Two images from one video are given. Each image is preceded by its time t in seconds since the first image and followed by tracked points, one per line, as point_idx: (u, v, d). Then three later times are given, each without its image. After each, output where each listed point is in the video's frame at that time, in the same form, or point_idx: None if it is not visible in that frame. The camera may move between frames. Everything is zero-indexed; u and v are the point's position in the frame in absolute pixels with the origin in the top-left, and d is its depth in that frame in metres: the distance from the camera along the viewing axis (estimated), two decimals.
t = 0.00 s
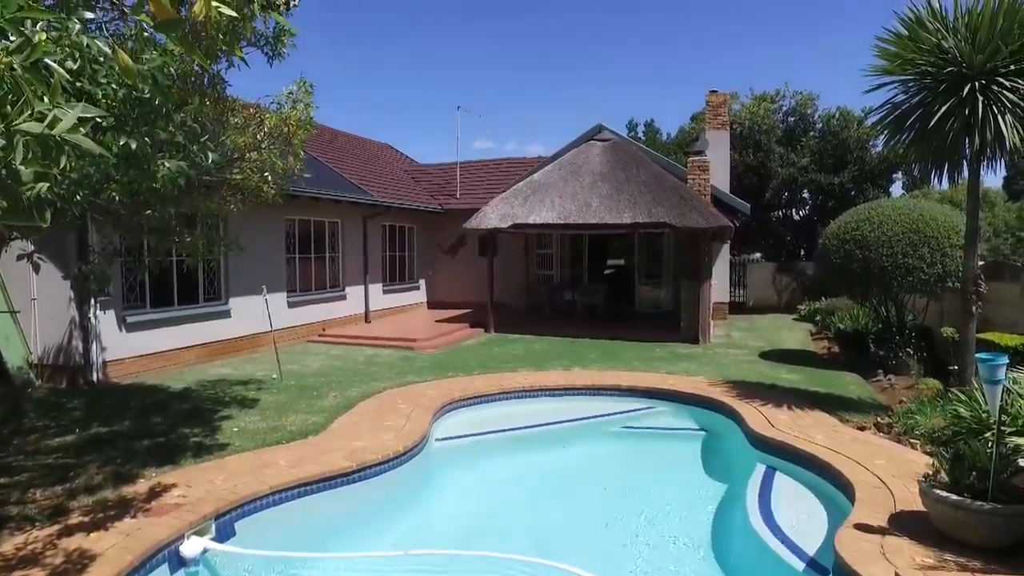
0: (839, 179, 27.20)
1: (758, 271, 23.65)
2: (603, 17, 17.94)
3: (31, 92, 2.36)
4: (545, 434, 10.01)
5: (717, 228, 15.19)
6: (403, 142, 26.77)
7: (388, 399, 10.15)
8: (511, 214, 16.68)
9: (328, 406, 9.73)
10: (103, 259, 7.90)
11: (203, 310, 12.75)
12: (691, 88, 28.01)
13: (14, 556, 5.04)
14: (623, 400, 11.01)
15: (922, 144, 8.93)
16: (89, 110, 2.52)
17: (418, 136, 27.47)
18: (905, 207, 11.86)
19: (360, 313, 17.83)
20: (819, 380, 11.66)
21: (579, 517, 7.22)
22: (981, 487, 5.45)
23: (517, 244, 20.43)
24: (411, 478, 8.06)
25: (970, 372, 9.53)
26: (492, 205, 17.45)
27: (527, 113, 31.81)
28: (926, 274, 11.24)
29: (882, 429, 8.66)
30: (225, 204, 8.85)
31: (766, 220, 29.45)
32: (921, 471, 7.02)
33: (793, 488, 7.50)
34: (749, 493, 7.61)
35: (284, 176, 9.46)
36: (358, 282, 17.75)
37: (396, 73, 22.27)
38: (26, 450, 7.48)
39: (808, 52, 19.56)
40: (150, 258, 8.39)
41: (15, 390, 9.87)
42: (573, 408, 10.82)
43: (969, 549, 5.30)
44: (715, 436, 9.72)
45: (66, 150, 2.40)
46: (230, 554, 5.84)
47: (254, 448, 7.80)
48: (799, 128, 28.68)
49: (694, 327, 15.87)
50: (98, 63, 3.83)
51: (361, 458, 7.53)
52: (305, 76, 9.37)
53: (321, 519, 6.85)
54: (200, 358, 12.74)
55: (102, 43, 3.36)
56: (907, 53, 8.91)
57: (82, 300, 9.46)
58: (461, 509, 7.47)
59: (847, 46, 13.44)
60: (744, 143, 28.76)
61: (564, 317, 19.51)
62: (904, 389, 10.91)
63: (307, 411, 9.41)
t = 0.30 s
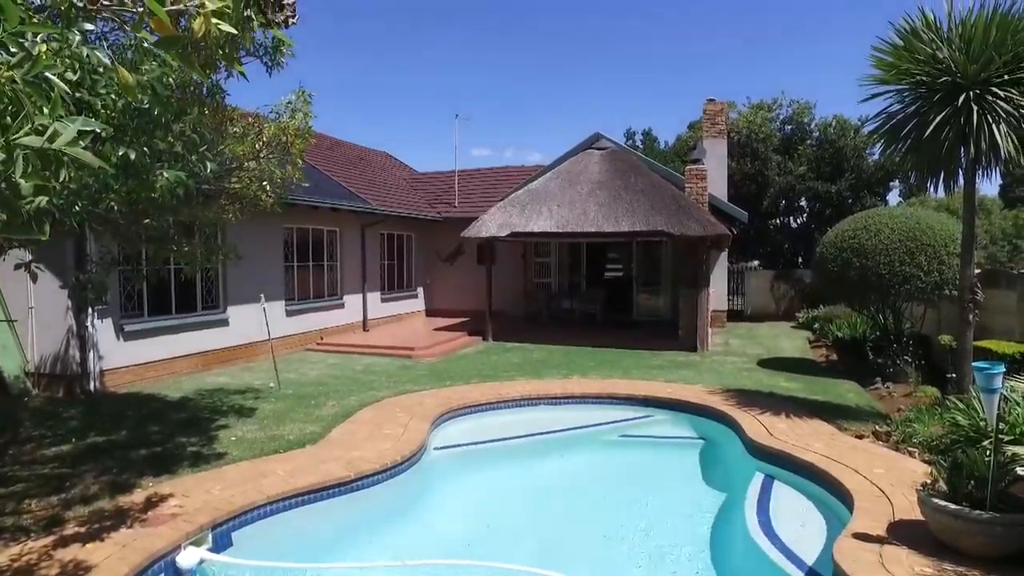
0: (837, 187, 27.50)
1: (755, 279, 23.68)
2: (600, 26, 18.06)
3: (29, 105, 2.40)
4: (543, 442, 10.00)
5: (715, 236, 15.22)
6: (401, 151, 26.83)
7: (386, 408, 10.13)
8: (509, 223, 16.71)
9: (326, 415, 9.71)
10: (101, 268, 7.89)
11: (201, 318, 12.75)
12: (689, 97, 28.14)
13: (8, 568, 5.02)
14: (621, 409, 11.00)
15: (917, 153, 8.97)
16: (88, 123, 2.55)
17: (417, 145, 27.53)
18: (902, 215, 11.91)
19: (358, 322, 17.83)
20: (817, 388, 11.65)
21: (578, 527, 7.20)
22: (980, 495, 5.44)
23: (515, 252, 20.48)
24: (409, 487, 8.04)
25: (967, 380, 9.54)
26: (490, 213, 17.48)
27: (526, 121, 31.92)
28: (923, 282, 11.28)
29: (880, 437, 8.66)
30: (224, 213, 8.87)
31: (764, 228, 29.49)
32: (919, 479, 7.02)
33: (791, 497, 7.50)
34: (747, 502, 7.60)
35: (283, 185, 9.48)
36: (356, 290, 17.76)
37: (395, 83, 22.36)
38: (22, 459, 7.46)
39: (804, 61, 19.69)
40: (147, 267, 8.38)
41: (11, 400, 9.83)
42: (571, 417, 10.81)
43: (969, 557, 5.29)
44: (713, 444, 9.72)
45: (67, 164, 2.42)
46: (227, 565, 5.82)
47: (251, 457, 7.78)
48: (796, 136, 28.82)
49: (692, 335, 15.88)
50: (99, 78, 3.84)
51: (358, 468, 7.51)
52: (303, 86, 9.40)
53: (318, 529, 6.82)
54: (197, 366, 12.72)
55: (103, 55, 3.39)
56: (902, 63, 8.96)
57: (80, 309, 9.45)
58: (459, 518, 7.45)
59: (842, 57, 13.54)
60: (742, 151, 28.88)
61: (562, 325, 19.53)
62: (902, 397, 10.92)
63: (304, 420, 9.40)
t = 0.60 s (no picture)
0: (833, 196, 27.40)
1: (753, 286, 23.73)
2: (598, 36, 18.18)
3: (30, 121, 2.44)
4: (541, 451, 9.99)
5: (712, 244, 15.25)
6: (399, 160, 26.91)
7: (383, 417, 10.11)
8: (507, 231, 16.73)
9: (323, 424, 9.69)
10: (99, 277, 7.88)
11: (199, 327, 12.73)
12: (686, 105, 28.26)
13: None
14: (619, 418, 10.99)
15: (912, 162, 9.00)
16: (86, 137, 2.56)
17: (415, 154, 27.60)
18: (899, 224, 11.96)
19: (356, 330, 17.83)
20: (815, 397, 11.65)
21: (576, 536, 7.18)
22: (978, 505, 5.45)
23: (513, 261, 20.49)
24: (406, 497, 8.01)
25: (965, 389, 9.55)
26: (488, 222, 17.51)
27: (524, 130, 32.03)
28: (920, 291, 11.31)
29: (878, 445, 8.65)
30: (222, 222, 8.87)
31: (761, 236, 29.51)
32: (918, 488, 7.01)
33: (789, 506, 7.49)
34: (745, 511, 7.59)
35: (281, 194, 9.51)
36: (354, 299, 17.76)
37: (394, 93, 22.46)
38: (17, 469, 7.42)
39: (802, 71, 19.82)
40: (145, 276, 8.38)
41: (7, 409, 9.80)
42: (569, 426, 10.80)
43: (967, 567, 5.29)
44: (711, 453, 9.70)
45: (67, 178, 2.43)
46: None
47: (248, 467, 7.75)
48: (793, 145, 28.96)
49: (690, 343, 15.89)
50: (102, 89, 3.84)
51: (355, 477, 7.50)
52: (302, 96, 9.44)
53: (315, 540, 6.79)
54: (194, 375, 12.69)
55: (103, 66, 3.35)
56: (897, 73, 9.02)
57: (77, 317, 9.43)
58: (457, 528, 7.42)
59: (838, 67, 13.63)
60: (739, 160, 29.00)
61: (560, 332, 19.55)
62: (900, 405, 10.92)
63: (302, 429, 9.38)
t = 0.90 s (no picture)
0: (830, 206, 27.49)
1: (751, 295, 23.77)
2: (596, 46, 18.30)
3: (32, 139, 2.45)
4: (538, 462, 9.96)
5: (709, 254, 15.29)
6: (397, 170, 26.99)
7: (381, 428, 10.08)
8: (504, 241, 16.76)
9: (320, 435, 9.65)
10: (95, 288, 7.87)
11: (196, 337, 12.70)
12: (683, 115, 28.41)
13: None
14: (617, 428, 10.97)
15: (907, 173, 9.07)
16: (88, 154, 2.57)
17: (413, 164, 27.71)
18: (894, 234, 12.02)
19: (353, 340, 17.80)
20: (813, 407, 11.65)
21: (573, 548, 7.15)
22: (976, 516, 5.45)
23: (510, 271, 20.44)
24: (403, 508, 7.97)
25: (961, 398, 9.56)
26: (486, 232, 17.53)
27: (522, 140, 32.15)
28: (916, 300, 11.35)
29: (876, 455, 8.64)
30: (219, 232, 8.88)
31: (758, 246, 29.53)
32: (916, 499, 7.01)
33: (787, 517, 7.47)
34: (744, 523, 7.57)
35: (279, 205, 9.53)
36: (352, 309, 17.75)
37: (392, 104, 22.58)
38: (12, 481, 7.39)
39: (798, 82, 19.94)
40: (142, 286, 8.37)
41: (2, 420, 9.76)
42: (567, 436, 10.77)
43: None
44: (709, 464, 9.68)
45: (66, 195, 2.43)
46: None
47: (245, 479, 7.72)
48: (789, 154, 29.09)
49: (688, 353, 15.89)
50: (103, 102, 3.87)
51: (352, 489, 7.47)
52: (300, 107, 9.48)
53: (312, 552, 6.75)
54: (191, 386, 12.65)
55: (101, 78, 3.40)
56: (891, 84, 9.09)
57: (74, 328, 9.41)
58: (454, 540, 7.38)
59: (834, 79, 13.72)
60: (736, 169, 29.10)
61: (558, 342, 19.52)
62: (898, 415, 10.92)
63: (299, 440, 9.34)
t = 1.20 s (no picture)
0: (826, 216, 27.63)
1: (748, 305, 23.81)
2: (592, 58, 18.44)
3: (36, 159, 2.48)
4: (535, 474, 9.94)
5: (706, 264, 15.31)
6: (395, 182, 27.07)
7: (378, 440, 10.06)
8: (502, 252, 16.79)
9: (317, 447, 9.63)
10: (92, 300, 7.86)
11: (193, 348, 12.68)
12: (680, 127, 28.58)
13: None
14: (614, 440, 10.96)
15: (902, 185, 9.14)
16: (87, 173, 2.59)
17: (411, 175, 27.80)
18: (890, 244, 12.10)
19: (351, 351, 17.78)
20: (811, 418, 11.66)
21: (571, 560, 7.12)
22: (973, 528, 5.44)
23: (507, 283, 20.28)
24: (400, 521, 7.93)
25: (958, 409, 9.59)
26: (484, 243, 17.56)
27: (519, 151, 32.28)
28: (913, 311, 11.39)
29: (874, 467, 8.64)
30: (217, 244, 8.90)
31: (755, 256, 29.58)
32: (914, 511, 7.00)
33: (785, 529, 7.47)
34: (742, 535, 7.55)
35: (276, 216, 9.57)
36: (349, 320, 17.75)
37: (390, 116, 22.69)
38: (6, 495, 7.35)
39: (794, 94, 20.09)
40: (139, 298, 8.36)
41: None
42: (564, 448, 10.76)
43: None
44: (706, 475, 9.67)
45: (67, 214, 2.43)
46: None
47: (241, 491, 7.69)
48: (785, 165, 29.24)
49: (686, 364, 15.90)
50: (104, 120, 3.89)
51: (349, 502, 7.44)
52: (299, 119, 9.54)
53: (308, 565, 6.72)
54: (188, 398, 12.61)
55: (100, 92, 3.44)
56: (885, 97, 9.17)
57: (71, 340, 9.38)
58: (452, 552, 7.35)
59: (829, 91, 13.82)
60: (732, 181, 29.25)
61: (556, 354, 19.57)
62: (895, 426, 10.93)
63: (296, 452, 9.32)
